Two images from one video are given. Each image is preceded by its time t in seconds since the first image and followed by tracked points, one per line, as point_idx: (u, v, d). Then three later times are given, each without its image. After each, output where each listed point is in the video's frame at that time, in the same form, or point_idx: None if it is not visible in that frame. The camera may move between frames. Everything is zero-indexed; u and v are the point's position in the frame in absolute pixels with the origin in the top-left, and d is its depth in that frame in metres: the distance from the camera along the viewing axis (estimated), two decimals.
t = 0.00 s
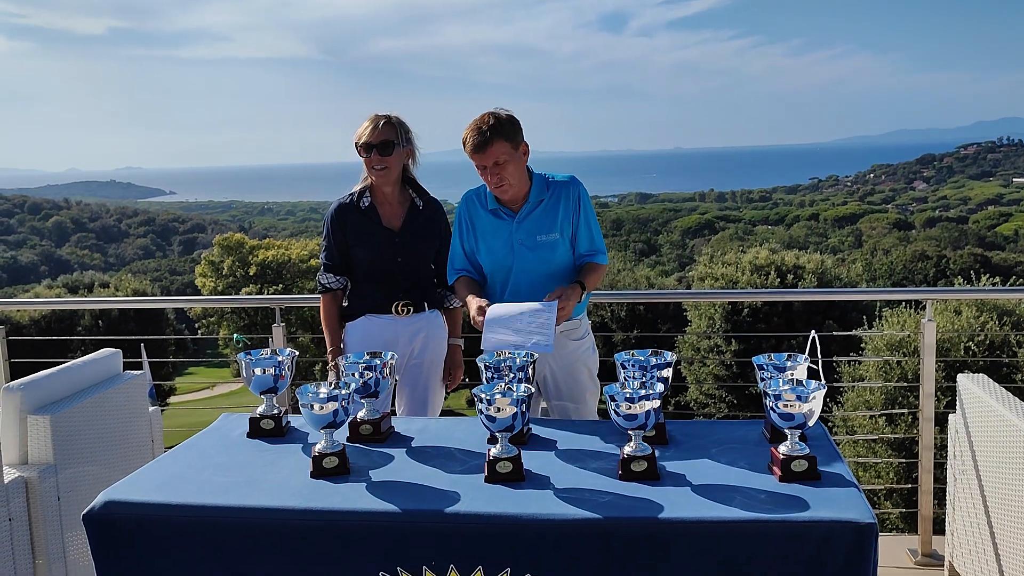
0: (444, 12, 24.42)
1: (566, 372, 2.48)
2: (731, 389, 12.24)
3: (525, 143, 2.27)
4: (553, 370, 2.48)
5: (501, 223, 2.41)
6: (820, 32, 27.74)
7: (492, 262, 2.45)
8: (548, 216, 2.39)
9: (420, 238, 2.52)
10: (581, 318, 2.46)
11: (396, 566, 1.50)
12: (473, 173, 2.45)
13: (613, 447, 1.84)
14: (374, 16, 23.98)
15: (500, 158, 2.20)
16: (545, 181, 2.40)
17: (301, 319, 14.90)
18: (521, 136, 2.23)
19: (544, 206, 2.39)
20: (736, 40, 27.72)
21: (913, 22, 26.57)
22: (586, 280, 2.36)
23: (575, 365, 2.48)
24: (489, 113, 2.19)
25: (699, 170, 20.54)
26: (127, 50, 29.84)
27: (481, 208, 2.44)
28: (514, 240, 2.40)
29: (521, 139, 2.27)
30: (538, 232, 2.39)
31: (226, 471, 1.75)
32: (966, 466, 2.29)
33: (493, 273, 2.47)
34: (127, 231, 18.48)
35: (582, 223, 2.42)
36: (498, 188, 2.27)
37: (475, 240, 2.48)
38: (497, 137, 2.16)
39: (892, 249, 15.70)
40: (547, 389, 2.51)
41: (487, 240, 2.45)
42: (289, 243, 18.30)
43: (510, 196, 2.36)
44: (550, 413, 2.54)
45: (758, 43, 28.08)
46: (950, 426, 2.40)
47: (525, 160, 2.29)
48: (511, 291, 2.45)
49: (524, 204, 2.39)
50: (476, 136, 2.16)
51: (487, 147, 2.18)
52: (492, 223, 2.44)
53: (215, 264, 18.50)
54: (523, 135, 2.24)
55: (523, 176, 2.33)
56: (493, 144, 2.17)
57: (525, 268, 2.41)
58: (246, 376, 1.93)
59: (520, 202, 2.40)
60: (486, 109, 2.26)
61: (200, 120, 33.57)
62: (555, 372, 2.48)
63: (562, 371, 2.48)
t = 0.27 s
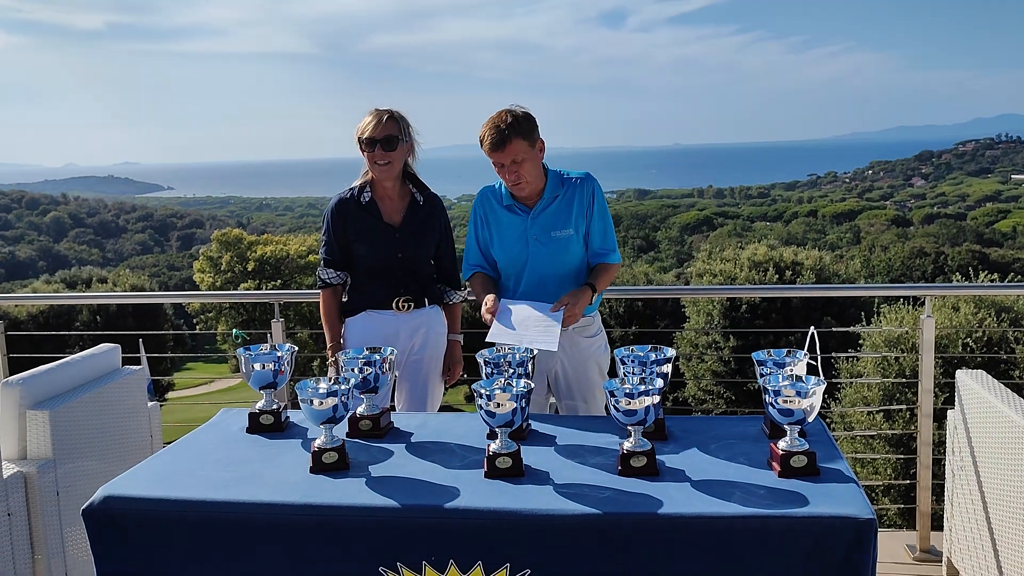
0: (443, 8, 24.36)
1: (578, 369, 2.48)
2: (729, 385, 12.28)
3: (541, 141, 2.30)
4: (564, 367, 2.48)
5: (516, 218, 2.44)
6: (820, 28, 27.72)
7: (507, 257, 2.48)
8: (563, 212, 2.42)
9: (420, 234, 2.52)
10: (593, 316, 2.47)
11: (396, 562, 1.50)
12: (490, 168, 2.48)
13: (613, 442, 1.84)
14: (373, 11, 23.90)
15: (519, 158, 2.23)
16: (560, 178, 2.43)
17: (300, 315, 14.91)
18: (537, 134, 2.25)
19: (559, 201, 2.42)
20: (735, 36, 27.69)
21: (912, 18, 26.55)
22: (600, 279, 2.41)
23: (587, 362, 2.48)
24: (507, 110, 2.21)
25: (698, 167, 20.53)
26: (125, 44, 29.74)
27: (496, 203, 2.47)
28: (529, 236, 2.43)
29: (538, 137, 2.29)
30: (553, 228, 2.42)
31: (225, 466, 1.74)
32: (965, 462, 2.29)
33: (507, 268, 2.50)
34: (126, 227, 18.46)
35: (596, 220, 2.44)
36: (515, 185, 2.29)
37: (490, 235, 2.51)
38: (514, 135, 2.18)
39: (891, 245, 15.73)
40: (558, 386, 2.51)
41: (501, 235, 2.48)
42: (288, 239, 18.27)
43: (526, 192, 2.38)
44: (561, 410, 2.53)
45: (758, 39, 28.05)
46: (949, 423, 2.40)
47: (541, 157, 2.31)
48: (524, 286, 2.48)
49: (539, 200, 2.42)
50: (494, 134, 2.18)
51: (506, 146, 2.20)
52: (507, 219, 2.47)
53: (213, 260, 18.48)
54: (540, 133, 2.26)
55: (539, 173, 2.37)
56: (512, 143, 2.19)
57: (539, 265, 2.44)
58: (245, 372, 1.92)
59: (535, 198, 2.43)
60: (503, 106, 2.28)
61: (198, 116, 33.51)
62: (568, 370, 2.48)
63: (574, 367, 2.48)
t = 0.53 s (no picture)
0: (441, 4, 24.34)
1: (585, 368, 2.49)
2: (725, 382, 12.32)
3: (563, 144, 2.32)
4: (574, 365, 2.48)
5: (533, 217, 2.46)
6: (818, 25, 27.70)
7: (521, 256, 2.49)
8: (581, 213, 2.43)
9: (420, 230, 2.51)
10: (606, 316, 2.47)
11: (394, 557, 1.50)
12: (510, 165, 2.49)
13: (611, 438, 1.83)
14: (370, 7, 23.88)
15: (540, 161, 2.25)
16: (579, 179, 2.44)
17: (297, 311, 14.90)
18: (559, 137, 2.27)
19: (577, 202, 2.43)
20: (733, 32, 27.67)
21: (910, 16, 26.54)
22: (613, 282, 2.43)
23: (596, 362, 2.49)
24: (531, 112, 2.23)
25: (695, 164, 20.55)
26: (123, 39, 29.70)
27: (514, 200, 2.48)
28: (545, 236, 2.44)
29: (560, 140, 2.30)
30: (570, 228, 2.43)
31: (222, 462, 1.74)
32: (964, 458, 2.29)
33: (520, 266, 2.50)
34: (122, 222, 18.42)
35: (612, 222, 2.46)
36: (534, 187, 2.31)
37: (507, 232, 2.52)
38: (537, 138, 2.20)
39: (888, 243, 15.76)
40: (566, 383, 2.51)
41: (518, 233, 2.49)
42: (285, 235, 18.25)
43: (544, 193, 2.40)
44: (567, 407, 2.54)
45: (756, 36, 28.04)
46: (947, 419, 2.40)
47: (562, 159, 2.32)
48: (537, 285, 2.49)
49: (556, 201, 2.43)
50: (517, 136, 2.20)
51: (527, 148, 2.22)
52: (525, 217, 2.48)
53: (210, 256, 18.44)
54: (562, 136, 2.27)
55: (559, 175, 2.38)
56: (534, 145, 2.21)
57: (554, 264, 2.45)
58: (242, 367, 1.92)
59: (554, 198, 2.44)
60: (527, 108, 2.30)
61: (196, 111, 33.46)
62: (577, 368, 2.49)
63: (582, 367, 2.49)
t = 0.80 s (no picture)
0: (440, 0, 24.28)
1: (597, 362, 2.48)
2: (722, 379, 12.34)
3: (572, 134, 2.32)
4: (586, 358, 2.47)
5: (545, 211, 2.45)
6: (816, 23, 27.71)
7: (536, 249, 2.48)
8: (592, 206, 2.44)
9: (419, 225, 2.52)
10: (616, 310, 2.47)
11: (392, 552, 1.50)
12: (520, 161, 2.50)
13: (609, 434, 1.84)
14: (369, 4, 23.83)
15: (549, 148, 2.25)
16: (587, 171, 2.46)
17: (294, 307, 14.87)
18: (568, 126, 2.27)
19: (588, 194, 2.44)
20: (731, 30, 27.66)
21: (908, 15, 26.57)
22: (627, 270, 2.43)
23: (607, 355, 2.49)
24: (538, 102, 2.24)
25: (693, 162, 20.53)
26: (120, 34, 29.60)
27: (526, 195, 2.48)
28: (559, 229, 2.44)
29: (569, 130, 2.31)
30: (583, 220, 2.43)
31: (218, 457, 1.73)
32: (958, 455, 2.30)
33: (535, 260, 2.50)
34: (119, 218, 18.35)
35: (622, 212, 2.47)
36: (544, 176, 2.31)
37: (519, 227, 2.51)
38: (545, 126, 2.21)
39: (885, 241, 15.77)
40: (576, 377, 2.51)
41: (531, 227, 2.49)
42: (282, 231, 18.20)
43: (555, 185, 2.41)
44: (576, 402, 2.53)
45: (754, 34, 28.04)
46: (943, 417, 2.41)
47: (572, 149, 2.33)
48: (552, 279, 2.48)
49: (567, 193, 2.43)
50: (525, 124, 2.21)
51: (536, 136, 2.22)
52: (536, 212, 2.48)
53: (207, 252, 18.40)
54: (571, 125, 2.28)
55: (569, 165, 2.39)
56: (543, 134, 2.22)
57: (569, 256, 2.44)
58: (240, 362, 1.92)
59: (564, 191, 2.44)
60: (534, 100, 2.31)
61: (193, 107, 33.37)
62: (589, 362, 2.48)
63: (594, 360, 2.48)
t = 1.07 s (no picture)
0: None
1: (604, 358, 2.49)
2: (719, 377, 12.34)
3: (569, 133, 2.32)
4: (593, 354, 2.47)
5: (546, 210, 2.45)
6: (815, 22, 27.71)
7: (538, 248, 2.48)
8: (592, 202, 2.44)
9: (418, 221, 2.51)
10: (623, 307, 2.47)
11: (389, 549, 1.50)
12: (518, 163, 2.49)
13: (608, 431, 1.84)
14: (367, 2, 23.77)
15: (544, 151, 2.25)
16: (586, 168, 2.46)
17: (291, 304, 14.84)
18: (563, 126, 2.27)
19: (588, 190, 2.44)
20: (730, 28, 27.64)
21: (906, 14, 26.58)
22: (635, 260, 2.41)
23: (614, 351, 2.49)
24: (533, 104, 2.23)
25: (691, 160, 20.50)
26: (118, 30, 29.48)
27: (526, 196, 2.48)
28: (561, 227, 2.44)
29: (564, 129, 2.30)
30: (584, 216, 2.43)
31: (216, 453, 1.74)
32: (955, 454, 2.30)
33: (537, 260, 2.50)
34: (116, 215, 18.31)
35: (624, 208, 2.47)
36: (541, 178, 2.31)
37: (521, 228, 2.51)
38: (539, 129, 2.20)
39: (883, 240, 15.76)
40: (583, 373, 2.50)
41: (533, 227, 2.48)
42: (280, 228, 18.14)
43: (553, 184, 2.40)
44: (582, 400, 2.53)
45: (753, 32, 28.03)
46: (939, 416, 2.42)
47: (568, 149, 2.33)
48: (556, 277, 2.48)
49: (567, 191, 2.43)
50: (519, 129, 2.20)
51: (531, 139, 2.22)
52: (537, 211, 2.48)
53: (205, 248, 18.31)
54: (566, 125, 2.27)
55: (566, 164, 2.38)
56: (537, 137, 2.21)
57: (572, 254, 2.44)
58: (237, 359, 1.92)
59: (564, 189, 2.44)
60: (528, 101, 2.30)
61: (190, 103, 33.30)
62: (597, 358, 2.48)
63: (601, 356, 2.48)
